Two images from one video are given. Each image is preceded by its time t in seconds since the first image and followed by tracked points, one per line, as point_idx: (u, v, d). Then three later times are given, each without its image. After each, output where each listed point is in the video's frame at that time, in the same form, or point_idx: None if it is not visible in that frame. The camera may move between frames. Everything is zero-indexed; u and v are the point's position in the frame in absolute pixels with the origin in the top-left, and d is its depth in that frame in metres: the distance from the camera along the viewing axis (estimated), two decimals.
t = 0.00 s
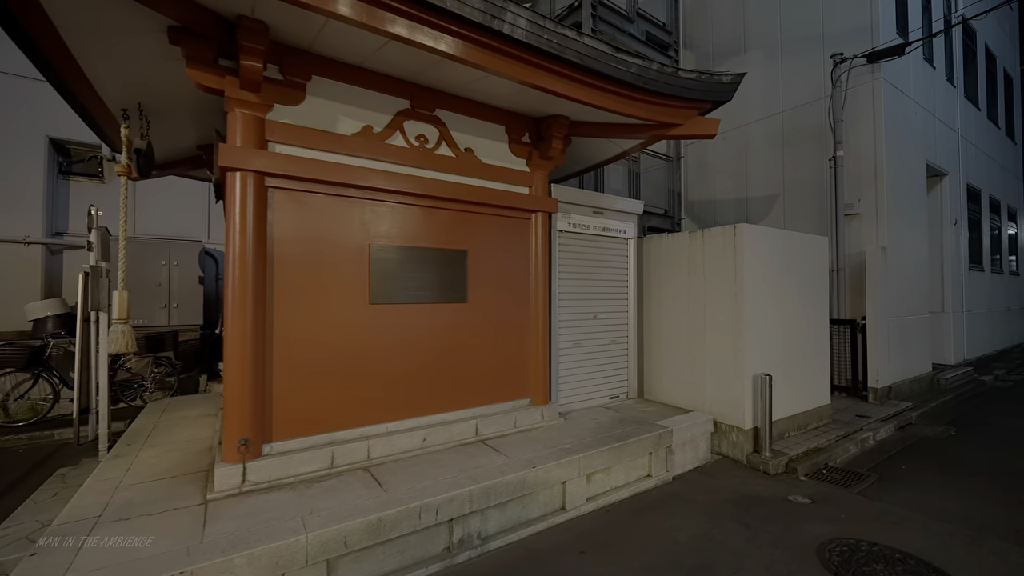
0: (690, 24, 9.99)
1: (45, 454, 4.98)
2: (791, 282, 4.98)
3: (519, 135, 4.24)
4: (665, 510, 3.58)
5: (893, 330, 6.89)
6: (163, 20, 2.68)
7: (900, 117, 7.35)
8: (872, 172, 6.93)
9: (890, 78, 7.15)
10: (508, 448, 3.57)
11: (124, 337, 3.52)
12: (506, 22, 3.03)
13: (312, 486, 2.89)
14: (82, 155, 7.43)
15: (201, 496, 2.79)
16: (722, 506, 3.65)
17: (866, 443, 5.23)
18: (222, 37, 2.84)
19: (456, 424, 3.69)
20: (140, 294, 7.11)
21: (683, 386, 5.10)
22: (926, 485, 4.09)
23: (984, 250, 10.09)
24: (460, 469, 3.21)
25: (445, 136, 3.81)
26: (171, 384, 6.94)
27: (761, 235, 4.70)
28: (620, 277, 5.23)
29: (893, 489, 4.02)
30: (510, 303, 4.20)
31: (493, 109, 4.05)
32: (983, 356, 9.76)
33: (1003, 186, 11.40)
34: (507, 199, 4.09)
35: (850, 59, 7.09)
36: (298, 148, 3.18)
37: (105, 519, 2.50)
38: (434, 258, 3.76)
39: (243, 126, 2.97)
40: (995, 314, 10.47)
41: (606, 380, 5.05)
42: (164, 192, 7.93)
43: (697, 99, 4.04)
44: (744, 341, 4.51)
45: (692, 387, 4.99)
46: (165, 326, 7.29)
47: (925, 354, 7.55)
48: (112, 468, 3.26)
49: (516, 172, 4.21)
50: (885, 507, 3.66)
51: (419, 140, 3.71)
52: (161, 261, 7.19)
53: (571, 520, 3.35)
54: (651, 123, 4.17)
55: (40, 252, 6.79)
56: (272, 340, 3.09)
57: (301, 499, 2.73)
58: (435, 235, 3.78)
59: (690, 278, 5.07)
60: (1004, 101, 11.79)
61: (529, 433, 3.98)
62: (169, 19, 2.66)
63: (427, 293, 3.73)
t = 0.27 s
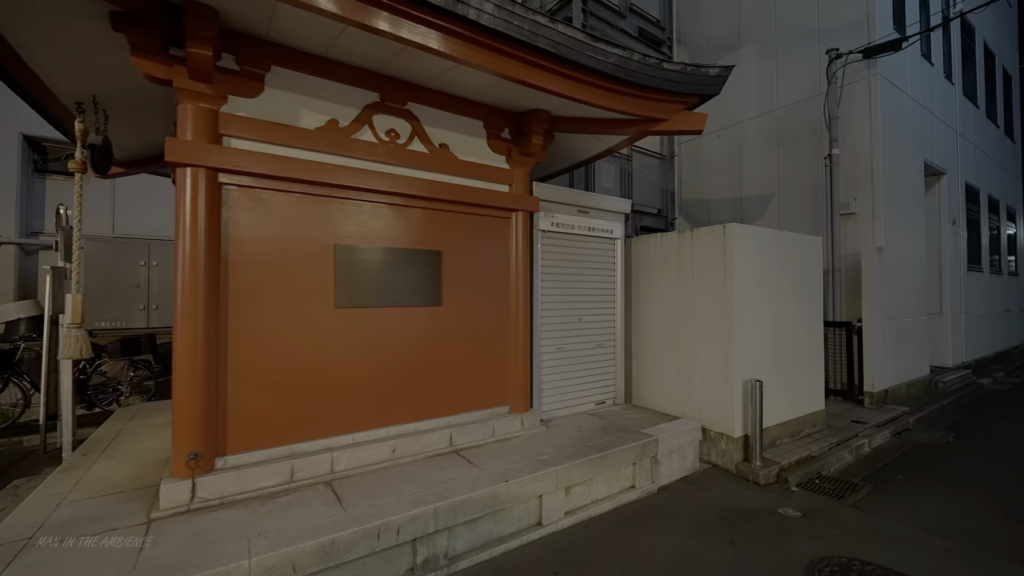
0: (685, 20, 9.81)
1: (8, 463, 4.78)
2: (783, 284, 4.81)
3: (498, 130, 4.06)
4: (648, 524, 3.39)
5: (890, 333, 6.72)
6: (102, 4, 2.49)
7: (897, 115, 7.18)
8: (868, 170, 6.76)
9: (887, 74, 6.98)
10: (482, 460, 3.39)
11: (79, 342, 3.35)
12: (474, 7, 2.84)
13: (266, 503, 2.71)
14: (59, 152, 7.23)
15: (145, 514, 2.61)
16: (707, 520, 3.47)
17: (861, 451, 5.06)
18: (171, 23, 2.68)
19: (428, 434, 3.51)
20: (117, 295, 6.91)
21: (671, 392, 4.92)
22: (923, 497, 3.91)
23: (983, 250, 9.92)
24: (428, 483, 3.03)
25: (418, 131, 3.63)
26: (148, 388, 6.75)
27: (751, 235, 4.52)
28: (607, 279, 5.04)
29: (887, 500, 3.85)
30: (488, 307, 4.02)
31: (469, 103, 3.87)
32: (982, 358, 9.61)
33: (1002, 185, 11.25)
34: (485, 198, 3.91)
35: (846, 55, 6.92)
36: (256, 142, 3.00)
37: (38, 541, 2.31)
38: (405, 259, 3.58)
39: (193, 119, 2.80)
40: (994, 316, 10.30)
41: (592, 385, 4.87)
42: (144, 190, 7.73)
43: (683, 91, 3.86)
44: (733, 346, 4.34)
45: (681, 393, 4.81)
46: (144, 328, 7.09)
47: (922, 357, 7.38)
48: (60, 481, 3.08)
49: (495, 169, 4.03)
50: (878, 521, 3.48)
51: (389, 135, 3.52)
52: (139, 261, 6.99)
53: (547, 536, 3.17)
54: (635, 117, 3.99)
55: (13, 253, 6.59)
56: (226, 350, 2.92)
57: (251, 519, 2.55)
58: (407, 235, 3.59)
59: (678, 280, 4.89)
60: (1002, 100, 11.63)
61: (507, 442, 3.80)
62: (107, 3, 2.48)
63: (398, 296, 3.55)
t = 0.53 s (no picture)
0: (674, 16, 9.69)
1: None
2: (768, 282, 4.68)
3: (471, 122, 3.90)
4: (624, 533, 3.25)
5: (878, 332, 6.63)
6: None
7: (886, 111, 7.09)
8: (856, 167, 6.67)
9: (876, 70, 6.89)
10: (450, 466, 3.23)
11: (24, 344, 3.16)
12: None
13: (212, 515, 2.55)
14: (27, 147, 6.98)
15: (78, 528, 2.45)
16: (686, 528, 3.34)
17: (847, 453, 4.95)
18: (108, 4, 2.53)
19: (394, 439, 3.35)
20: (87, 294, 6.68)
21: (654, 393, 4.78)
22: (909, 501, 3.80)
23: (972, 249, 9.88)
24: (389, 492, 2.87)
25: (385, 122, 3.46)
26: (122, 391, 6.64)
27: (735, 232, 4.39)
28: (588, 277, 4.90)
29: (872, 505, 3.73)
30: (461, 306, 3.86)
31: (440, 93, 3.71)
32: (970, 357, 9.57)
33: (991, 184, 11.24)
34: (457, 192, 3.75)
35: (834, 50, 6.82)
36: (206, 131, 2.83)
37: None
38: (370, 256, 3.41)
39: (135, 106, 2.63)
40: (983, 315, 10.28)
41: (572, 387, 4.72)
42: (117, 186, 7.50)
43: (662, 82, 3.71)
44: (716, 346, 4.21)
45: (664, 394, 4.67)
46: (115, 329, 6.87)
47: (911, 357, 7.31)
48: None
49: (468, 162, 3.87)
50: (862, 528, 3.36)
51: (354, 126, 3.36)
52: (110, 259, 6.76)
53: (517, 547, 3.02)
54: (614, 109, 3.84)
55: None
56: (171, 353, 2.76)
57: (193, 533, 2.39)
58: (373, 231, 3.43)
59: (661, 278, 4.75)
60: (991, 99, 11.63)
61: (480, 447, 3.64)
62: None
63: (363, 295, 3.38)
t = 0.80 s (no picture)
0: (648, 15, 9.66)
1: None
2: (733, 280, 4.62)
3: (426, 112, 3.73)
4: (580, 541, 3.12)
5: (845, 331, 6.67)
6: None
7: (854, 112, 7.15)
8: (824, 167, 6.69)
9: (844, 70, 6.93)
10: (396, 474, 3.06)
11: None
12: None
13: (123, 534, 2.33)
14: None
15: None
16: (644, 534, 3.23)
17: (812, 453, 4.92)
18: None
19: (338, 447, 3.16)
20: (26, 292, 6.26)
21: (619, 394, 4.68)
22: (868, 503, 3.76)
23: (937, 250, 10.10)
24: (326, 503, 2.68)
25: (330, 109, 3.27)
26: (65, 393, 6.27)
27: (700, 230, 4.31)
28: (552, 275, 4.77)
29: (833, 507, 3.68)
30: (414, 306, 3.69)
31: (392, 81, 3.52)
32: (934, 356, 9.78)
33: (955, 187, 11.53)
34: (410, 186, 3.58)
35: (803, 50, 6.84)
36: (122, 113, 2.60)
37: None
38: (313, 252, 3.21)
39: (38, 83, 2.38)
40: (947, 314, 10.51)
41: (535, 388, 4.58)
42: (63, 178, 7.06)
43: (622, 73, 3.58)
44: (679, 346, 4.12)
45: (629, 396, 4.57)
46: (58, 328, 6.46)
47: (877, 356, 7.38)
48: None
49: (423, 155, 3.70)
50: (821, 532, 3.30)
51: (296, 113, 3.16)
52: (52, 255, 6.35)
53: (465, 559, 2.86)
54: (574, 101, 3.71)
55: None
56: (83, 358, 2.52)
57: (98, 555, 2.17)
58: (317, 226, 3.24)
59: (627, 277, 4.65)
60: (955, 104, 11.94)
61: (432, 452, 3.47)
62: None
63: (305, 294, 3.18)
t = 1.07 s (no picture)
0: (620, 15, 9.64)
1: None
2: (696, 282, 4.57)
3: (376, 105, 3.54)
4: (532, 555, 2.99)
5: (809, 333, 6.73)
6: None
7: (818, 116, 7.24)
8: (789, 169, 6.75)
9: (808, 74, 7.01)
10: (337, 490, 2.86)
11: None
12: None
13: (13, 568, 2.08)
14: None
15: None
16: (600, 546, 3.11)
17: (774, 455, 4.92)
18: None
19: (273, 461, 2.94)
20: None
21: (582, 399, 4.56)
22: (826, 507, 3.74)
23: (898, 252, 10.38)
24: (253, 525, 2.47)
25: (267, 99, 3.06)
26: None
27: (662, 231, 4.23)
28: (514, 276, 4.62)
29: (792, 512, 3.65)
30: (364, 310, 3.50)
31: (337, 70, 3.33)
32: (895, 356, 10.05)
33: (914, 192, 11.90)
34: (358, 182, 3.38)
35: (769, 53, 6.88)
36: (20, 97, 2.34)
37: None
38: (247, 251, 2.99)
39: None
40: (906, 315, 10.82)
41: (496, 393, 4.42)
42: None
43: (580, 67, 3.46)
44: (641, 349, 4.03)
45: (592, 400, 4.46)
46: None
47: (840, 357, 7.50)
48: None
49: (372, 150, 3.51)
50: (779, 539, 3.25)
51: (229, 102, 2.94)
52: None
53: None
54: (531, 96, 3.58)
55: None
56: None
57: None
58: (253, 224, 3.01)
59: (590, 278, 4.53)
60: (914, 112, 12.34)
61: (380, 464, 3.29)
62: None
63: (239, 298, 2.95)
